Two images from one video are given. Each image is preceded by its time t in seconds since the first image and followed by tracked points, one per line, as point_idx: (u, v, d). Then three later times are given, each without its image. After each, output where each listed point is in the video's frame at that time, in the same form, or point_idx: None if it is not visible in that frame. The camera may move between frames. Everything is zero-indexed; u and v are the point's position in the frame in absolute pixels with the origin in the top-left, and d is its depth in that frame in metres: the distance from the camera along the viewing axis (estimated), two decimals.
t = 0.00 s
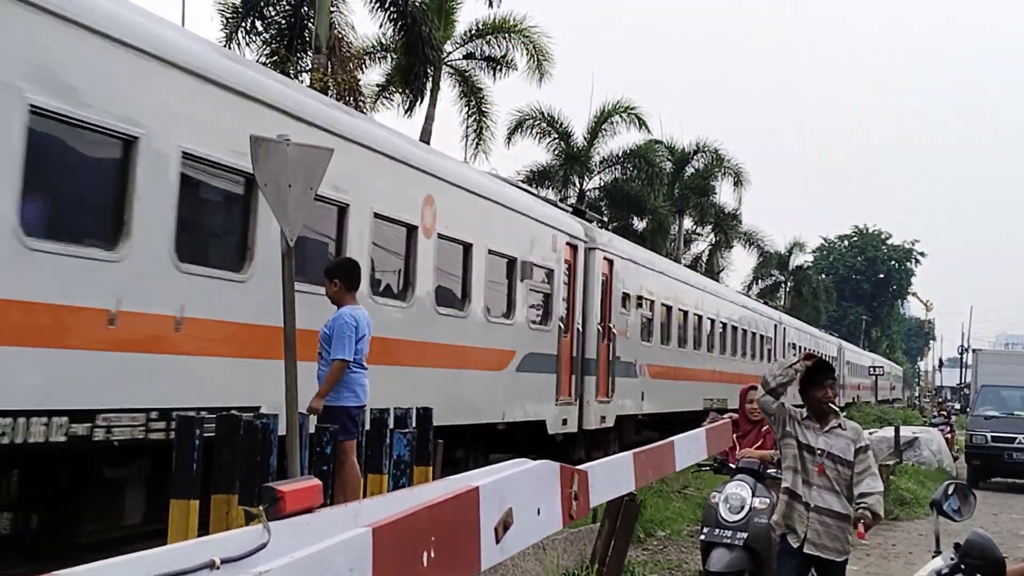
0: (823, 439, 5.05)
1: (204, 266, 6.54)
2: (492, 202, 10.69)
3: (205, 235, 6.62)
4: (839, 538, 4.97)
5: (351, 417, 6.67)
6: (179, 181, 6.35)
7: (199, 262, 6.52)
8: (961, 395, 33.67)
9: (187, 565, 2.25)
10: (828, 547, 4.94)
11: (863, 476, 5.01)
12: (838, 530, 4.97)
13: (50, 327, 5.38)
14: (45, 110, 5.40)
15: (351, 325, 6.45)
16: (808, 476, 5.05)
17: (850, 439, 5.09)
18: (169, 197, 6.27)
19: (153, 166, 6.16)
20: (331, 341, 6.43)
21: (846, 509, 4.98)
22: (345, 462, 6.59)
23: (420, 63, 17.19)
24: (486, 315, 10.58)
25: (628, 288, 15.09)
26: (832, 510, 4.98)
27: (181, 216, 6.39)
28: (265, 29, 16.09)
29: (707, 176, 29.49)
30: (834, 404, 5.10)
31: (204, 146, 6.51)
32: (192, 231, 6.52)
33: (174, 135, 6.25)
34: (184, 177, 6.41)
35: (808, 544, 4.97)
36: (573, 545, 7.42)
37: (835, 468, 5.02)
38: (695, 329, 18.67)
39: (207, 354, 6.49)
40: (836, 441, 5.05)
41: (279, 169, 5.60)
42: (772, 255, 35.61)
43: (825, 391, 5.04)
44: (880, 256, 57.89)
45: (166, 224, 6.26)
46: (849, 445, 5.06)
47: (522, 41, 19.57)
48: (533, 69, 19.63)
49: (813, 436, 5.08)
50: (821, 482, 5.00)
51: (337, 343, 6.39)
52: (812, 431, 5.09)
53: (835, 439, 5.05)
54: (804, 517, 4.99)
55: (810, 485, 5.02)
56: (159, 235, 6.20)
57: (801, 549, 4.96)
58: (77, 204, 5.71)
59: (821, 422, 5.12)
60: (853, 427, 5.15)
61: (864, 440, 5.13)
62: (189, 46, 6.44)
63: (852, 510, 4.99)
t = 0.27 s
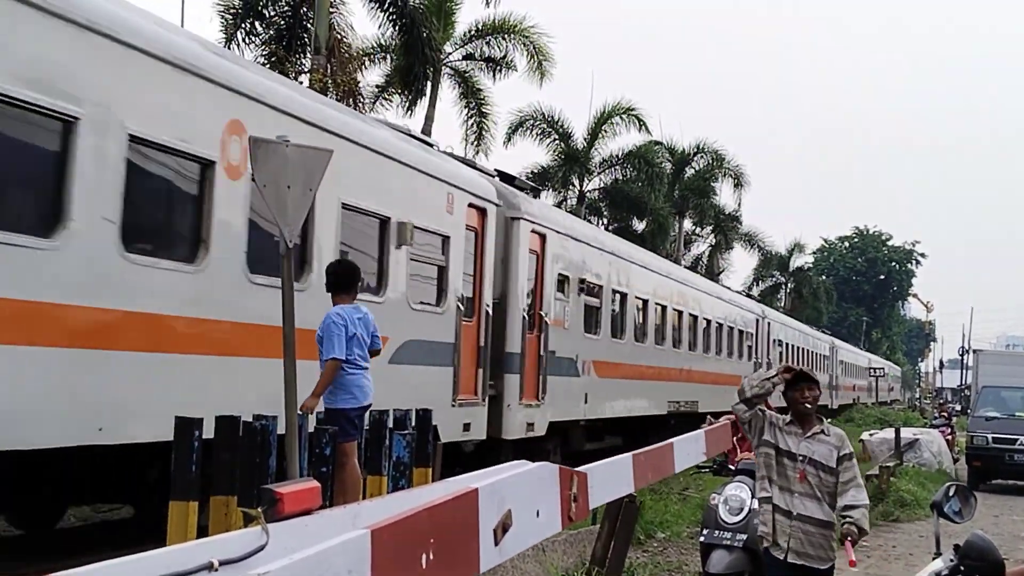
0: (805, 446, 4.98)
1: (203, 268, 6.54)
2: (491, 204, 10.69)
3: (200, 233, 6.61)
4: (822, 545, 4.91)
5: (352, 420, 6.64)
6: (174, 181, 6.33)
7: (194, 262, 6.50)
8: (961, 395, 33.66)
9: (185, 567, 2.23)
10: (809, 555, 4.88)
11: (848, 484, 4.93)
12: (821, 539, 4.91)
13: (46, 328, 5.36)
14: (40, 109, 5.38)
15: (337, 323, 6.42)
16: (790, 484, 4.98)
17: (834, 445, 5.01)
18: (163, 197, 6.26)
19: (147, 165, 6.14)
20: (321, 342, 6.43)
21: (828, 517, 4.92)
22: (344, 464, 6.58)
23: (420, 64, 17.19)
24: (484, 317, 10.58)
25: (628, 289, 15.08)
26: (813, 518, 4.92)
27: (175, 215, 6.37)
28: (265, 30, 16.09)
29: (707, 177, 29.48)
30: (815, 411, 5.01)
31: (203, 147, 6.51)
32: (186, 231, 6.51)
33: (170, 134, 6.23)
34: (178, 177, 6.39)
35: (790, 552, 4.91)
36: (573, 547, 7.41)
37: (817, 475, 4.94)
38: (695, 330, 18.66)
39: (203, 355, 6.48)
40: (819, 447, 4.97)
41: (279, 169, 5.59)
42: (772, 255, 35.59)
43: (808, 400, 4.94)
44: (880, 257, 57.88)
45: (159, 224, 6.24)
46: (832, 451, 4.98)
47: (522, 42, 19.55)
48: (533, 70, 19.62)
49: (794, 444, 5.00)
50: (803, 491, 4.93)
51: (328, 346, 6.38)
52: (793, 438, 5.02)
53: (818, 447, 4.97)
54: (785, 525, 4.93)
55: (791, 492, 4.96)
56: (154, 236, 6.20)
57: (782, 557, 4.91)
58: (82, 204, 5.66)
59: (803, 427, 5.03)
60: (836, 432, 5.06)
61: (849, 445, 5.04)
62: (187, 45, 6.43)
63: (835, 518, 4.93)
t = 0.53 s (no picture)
0: (787, 443, 4.94)
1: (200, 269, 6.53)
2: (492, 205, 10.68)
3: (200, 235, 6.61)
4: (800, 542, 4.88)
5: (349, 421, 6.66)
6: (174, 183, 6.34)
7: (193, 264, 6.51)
8: (958, 396, 33.70)
9: (182, 566, 2.24)
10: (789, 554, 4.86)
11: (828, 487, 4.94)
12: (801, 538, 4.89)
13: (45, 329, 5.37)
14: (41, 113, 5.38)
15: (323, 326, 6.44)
16: (771, 481, 4.94)
17: (814, 443, 4.98)
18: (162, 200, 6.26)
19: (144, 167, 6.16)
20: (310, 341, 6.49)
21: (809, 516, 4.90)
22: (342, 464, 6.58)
23: (419, 64, 17.19)
24: (485, 318, 10.58)
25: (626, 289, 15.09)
26: (793, 516, 4.90)
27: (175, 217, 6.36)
28: (263, 30, 16.08)
29: (705, 178, 29.49)
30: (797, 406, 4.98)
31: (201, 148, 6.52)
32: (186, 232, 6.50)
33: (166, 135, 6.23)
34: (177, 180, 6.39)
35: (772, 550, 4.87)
36: (571, 547, 7.42)
37: (797, 472, 4.92)
38: (693, 331, 18.67)
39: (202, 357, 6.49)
40: (801, 446, 4.94)
41: (277, 171, 5.60)
42: (770, 256, 35.61)
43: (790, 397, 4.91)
44: (878, 257, 57.93)
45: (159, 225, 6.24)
46: (813, 449, 4.96)
47: (520, 42, 19.57)
48: (531, 71, 19.63)
49: (775, 440, 4.97)
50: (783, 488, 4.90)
51: (312, 346, 6.42)
52: (776, 434, 4.98)
53: (799, 444, 4.94)
54: (764, 522, 4.90)
55: (771, 490, 4.92)
56: (152, 236, 6.19)
57: (759, 556, 4.88)
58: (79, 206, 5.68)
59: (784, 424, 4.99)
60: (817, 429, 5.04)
61: (829, 443, 5.03)
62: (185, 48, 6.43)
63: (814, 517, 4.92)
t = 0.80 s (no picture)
0: (767, 443, 4.93)
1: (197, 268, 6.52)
2: (486, 204, 10.68)
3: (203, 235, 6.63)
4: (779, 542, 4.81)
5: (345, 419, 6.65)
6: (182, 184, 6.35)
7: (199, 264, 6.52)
8: (955, 395, 33.73)
9: (178, 566, 2.24)
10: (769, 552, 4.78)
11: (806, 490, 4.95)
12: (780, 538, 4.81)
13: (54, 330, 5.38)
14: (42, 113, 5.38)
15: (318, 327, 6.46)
16: (750, 481, 4.92)
17: (795, 444, 4.95)
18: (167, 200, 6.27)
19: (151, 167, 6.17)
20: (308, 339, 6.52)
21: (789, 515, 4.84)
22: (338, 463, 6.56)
23: (417, 63, 17.19)
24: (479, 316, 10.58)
25: (621, 289, 15.10)
26: (771, 516, 4.84)
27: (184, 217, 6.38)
28: (260, 29, 16.07)
29: (702, 177, 29.50)
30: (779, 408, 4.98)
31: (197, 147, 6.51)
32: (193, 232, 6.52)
33: (163, 135, 6.23)
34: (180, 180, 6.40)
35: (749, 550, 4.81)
36: (568, 547, 7.42)
37: (777, 472, 4.89)
38: (688, 330, 18.67)
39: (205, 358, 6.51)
40: (782, 445, 4.92)
41: (273, 170, 5.59)
42: (767, 255, 35.62)
43: (769, 395, 4.89)
44: (875, 257, 57.96)
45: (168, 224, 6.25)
46: (794, 450, 4.94)
47: (517, 42, 19.55)
48: (528, 71, 19.63)
49: (756, 441, 4.97)
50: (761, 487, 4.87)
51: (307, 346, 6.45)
52: (756, 434, 4.98)
53: (779, 444, 4.91)
54: (741, 521, 4.86)
55: (749, 490, 4.90)
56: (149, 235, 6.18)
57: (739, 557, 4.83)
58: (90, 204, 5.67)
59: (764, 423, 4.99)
60: (801, 432, 5.02)
61: (812, 447, 5.01)
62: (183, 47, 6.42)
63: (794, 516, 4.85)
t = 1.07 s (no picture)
0: (750, 447, 4.94)
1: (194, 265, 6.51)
2: (483, 202, 10.68)
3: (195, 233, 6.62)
4: (760, 546, 4.81)
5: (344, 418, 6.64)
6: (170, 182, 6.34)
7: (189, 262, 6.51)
8: (951, 394, 33.74)
9: (173, 565, 2.23)
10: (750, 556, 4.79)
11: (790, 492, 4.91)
12: (762, 542, 4.81)
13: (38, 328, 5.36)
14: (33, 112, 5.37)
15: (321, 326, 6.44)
16: (733, 486, 4.94)
17: (780, 448, 4.94)
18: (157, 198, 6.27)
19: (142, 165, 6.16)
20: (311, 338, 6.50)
21: (771, 518, 4.84)
22: (336, 462, 6.54)
23: (415, 61, 17.18)
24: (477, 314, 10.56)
25: (618, 287, 15.10)
26: (751, 520, 4.84)
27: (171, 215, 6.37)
28: (257, 28, 16.05)
29: (700, 176, 29.51)
30: (764, 412, 4.98)
31: (192, 144, 6.50)
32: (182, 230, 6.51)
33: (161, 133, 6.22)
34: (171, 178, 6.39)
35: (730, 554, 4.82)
36: (565, 545, 7.42)
37: (760, 477, 4.88)
38: (685, 329, 18.68)
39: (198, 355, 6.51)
40: (766, 449, 4.92)
41: (270, 168, 5.59)
42: (764, 255, 35.65)
43: (753, 396, 4.92)
44: (872, 256, 58.00)
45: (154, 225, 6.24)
46: (778, 454, 4.92)
47: (514, 40, 19.54)
48: (525, 70, 19.62)
49: (740, 444, 4.98)
50: (744, 491, 4.88)
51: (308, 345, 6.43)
52: (740, 438, 4.99)
53: (763, 447, 4.92)
54: (723, 526, 4.88)
55: (732, 494, 4.91)
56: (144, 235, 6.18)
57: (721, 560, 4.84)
58: (78, 203, 5.65)
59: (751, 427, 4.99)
60: (787, 436, 5.00)
61: (797, 450, 4.98)
62: (179, 45, 6.42)
63: (776, 520, 4.83)
